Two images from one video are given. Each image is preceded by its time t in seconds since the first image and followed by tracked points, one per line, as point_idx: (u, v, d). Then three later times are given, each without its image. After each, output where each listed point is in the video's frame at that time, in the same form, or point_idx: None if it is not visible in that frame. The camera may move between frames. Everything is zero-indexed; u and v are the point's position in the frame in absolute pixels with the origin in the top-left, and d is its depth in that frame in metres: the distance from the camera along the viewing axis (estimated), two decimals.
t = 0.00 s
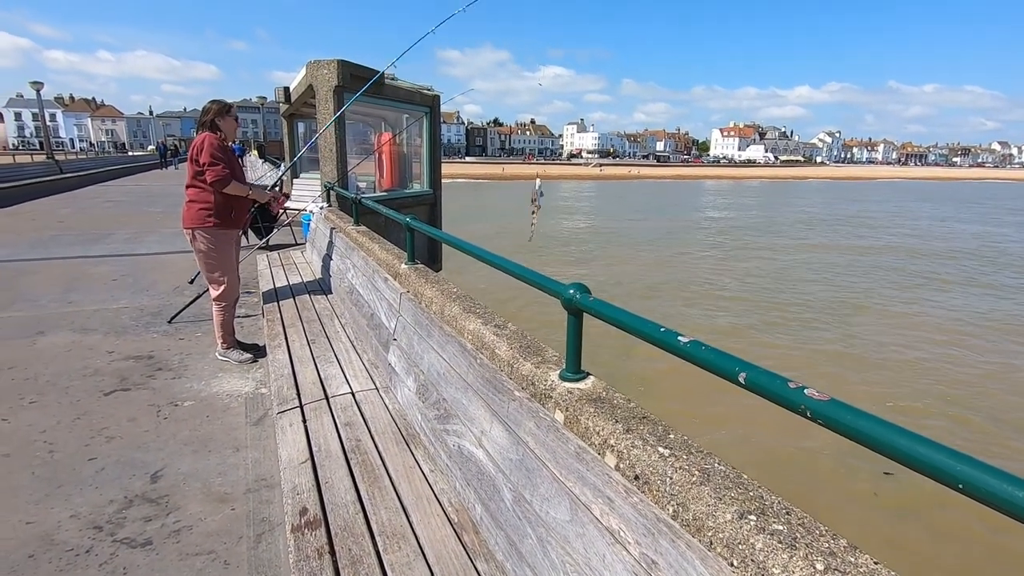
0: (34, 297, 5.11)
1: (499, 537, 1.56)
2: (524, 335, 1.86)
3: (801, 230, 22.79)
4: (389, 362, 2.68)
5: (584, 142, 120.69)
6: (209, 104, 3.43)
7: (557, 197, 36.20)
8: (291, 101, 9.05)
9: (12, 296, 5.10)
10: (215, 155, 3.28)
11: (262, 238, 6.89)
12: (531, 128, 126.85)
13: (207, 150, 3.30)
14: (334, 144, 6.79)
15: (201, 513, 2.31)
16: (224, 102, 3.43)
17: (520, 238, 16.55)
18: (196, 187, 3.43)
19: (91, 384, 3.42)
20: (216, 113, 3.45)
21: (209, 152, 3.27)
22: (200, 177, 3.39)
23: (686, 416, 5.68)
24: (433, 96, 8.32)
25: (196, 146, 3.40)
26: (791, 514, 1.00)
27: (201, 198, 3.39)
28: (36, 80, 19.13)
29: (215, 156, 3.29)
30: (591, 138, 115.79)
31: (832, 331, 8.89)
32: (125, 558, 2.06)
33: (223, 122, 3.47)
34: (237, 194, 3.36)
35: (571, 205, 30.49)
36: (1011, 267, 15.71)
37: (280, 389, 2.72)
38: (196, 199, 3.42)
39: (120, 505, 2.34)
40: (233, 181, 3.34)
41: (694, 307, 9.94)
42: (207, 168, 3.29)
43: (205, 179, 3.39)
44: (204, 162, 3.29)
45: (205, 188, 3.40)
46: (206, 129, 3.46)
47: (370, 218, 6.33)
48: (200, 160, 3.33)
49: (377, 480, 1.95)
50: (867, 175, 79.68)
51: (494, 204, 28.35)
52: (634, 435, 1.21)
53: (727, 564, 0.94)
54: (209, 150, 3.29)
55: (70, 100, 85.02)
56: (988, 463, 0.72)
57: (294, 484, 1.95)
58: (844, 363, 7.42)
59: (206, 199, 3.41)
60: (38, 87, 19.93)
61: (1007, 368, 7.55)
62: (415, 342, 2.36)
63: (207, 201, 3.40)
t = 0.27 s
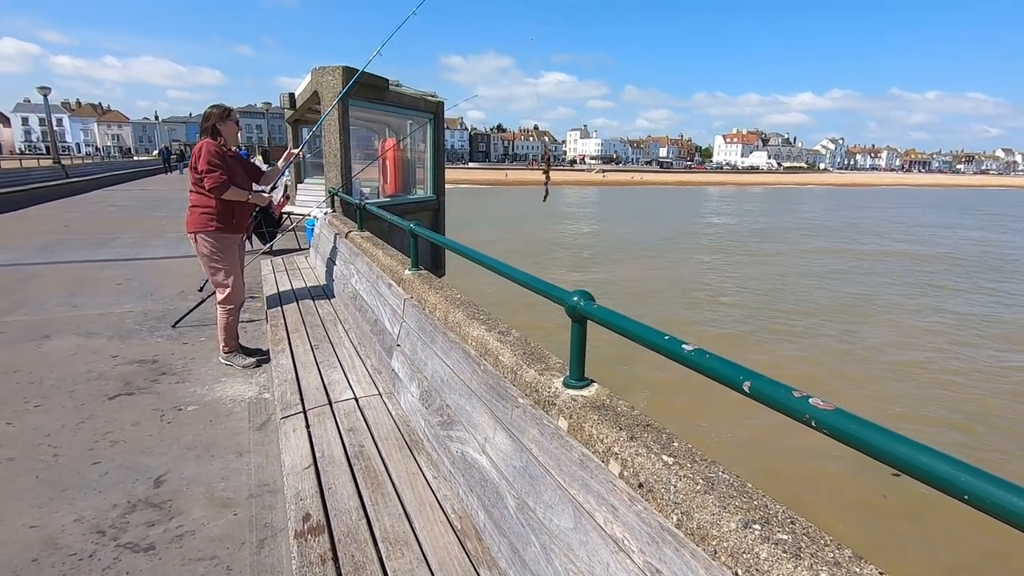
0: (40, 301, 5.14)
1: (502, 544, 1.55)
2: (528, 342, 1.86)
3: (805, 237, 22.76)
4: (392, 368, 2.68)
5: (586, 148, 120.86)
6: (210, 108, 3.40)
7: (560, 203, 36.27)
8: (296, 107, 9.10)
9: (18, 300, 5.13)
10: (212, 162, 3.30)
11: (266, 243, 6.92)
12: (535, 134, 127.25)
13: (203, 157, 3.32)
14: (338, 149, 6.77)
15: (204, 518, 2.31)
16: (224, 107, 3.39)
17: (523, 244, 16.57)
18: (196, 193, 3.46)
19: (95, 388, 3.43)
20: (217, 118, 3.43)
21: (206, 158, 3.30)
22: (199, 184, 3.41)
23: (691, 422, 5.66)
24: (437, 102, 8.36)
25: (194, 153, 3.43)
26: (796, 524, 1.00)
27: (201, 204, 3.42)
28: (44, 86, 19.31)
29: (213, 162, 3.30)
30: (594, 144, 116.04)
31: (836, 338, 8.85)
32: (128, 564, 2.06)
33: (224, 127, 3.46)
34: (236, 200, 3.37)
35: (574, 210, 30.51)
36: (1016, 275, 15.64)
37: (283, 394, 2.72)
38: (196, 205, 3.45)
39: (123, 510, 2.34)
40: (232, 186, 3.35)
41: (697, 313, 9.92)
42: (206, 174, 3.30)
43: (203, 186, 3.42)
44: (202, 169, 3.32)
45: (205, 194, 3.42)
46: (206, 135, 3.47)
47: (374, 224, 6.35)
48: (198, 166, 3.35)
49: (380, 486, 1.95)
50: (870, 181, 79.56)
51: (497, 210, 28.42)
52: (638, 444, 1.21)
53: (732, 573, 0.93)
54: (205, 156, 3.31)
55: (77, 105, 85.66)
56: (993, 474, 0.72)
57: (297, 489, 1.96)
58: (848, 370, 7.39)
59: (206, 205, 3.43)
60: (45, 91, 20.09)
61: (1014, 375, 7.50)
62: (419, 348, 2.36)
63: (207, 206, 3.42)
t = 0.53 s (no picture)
0: (44, 305, 5.16)
1: (505, 551, 1.55)
2: (531, 348, 1.86)
3: (809, 243, 22.72)
4: (395, 374, 2.68)
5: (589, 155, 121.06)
6: (210, 113, 3.35)
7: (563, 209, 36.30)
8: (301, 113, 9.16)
9: (23, 303, 5.15)
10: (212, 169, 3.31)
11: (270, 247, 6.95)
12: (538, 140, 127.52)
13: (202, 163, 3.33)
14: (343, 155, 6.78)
15: (206, 523, 2.31)
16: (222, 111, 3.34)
17: (525, 249, 16.58)
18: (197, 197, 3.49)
19: (99, 392, 3.44)
20: (217, 123, 3.38)
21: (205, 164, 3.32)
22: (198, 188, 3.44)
23: (696, 429, 5.64)
24: (441, 108, 8.40)
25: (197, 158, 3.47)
26: (800, 533, 1.00)
27: (198, 207, 3.43)
28: (50, 92, 19.46)
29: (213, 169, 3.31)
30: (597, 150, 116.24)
31: (839, 345, 8.82)
32: (130, 568, 2.06)
33: (223, 131, 3.42)
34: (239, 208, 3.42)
35: (576, 216, 30.55)
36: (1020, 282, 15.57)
37: (286, 399, 2.72)
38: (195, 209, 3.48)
39: (126, 514, 2.34)
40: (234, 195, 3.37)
41: (701, 319, 9.90)
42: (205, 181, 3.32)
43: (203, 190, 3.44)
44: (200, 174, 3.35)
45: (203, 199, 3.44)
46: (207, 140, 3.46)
47: (378, 229, 6.38)
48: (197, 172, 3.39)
49: (382, 493, 1.95)
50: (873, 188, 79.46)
51: (500, 215, 28.46)
52: (642, 451, 1.21)
53: None
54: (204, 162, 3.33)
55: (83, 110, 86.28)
56: (998, 485, 0.72)
57: (300, 495, 1.96)
58: (853, 376, 7.35)
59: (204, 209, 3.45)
60: (52, 96, 20.24)
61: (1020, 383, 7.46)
62: (422, 354, 2.36)
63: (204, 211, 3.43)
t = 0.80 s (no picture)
0: (49, 308, 5.18)
1: (506, 557, 1.55)
2: (533, 354, 1.86)
3: (812, 249, 22.69)
4: (397, 379, 2.69)
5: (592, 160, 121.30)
6: (212, 117, 3.37)
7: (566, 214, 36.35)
8: (305, 118, 9.21)
9: (28, 307, 5.17)
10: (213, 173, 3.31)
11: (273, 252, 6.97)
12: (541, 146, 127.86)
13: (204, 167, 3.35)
14: (346, 160, 6.82)
15: (207, 528, 2.31)
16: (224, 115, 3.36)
17: (528, 255, 16.60)
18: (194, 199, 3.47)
19: (103, 396, 3.45)
20: (219, 127, 3.40)
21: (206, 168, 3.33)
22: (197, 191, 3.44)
23: (701, 435, 5.63)
24: (444, 114, 8.44)
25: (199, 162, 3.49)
26: (803, 542, 1.00)
27: (193, 211, 3.39)
28: (57, 97, 19.61)
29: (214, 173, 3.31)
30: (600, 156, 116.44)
31: (842, 351, 8.78)
32: (131, 573, 2.06)
33: (226, 135, 3.44)
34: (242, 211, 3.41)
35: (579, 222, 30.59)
36: None
37: (288, 404, 2.73)
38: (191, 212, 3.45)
39: (128, 518, 2.34)
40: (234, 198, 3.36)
41: (703, 324, 9.88)
42: (205, 184, 3.32)
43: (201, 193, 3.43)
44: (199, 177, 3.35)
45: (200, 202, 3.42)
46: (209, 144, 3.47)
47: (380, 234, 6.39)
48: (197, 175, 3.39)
49: (384, 498, 1.95)
50: (876, 194, 79.41)
51: (503, 221, 28.49)
52: (644, 458, 1.21)
53: None
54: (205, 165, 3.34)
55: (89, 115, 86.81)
56: (1001, 494, 0.72)
57: (301, 500, 1.96)
58: (857, 382, 7.32)
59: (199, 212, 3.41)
60: (59, 100, 20.38)
61: None
62: (424, 359, 2.37)
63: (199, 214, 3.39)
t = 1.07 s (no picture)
0: (51, 312, 5.19)
1: (507, 564, 1.54)
2: (536, 360, 1.86)
3: (814, 255, 22.65)
4: (399, 384, 2.69)
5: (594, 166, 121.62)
6: (204, 122, 3.37)
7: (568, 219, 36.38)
8: (308, 123, 9.24)
9: (31, 310, 5.18)
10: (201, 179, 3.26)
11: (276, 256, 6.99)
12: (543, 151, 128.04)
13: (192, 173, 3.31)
14: (348, 165, 6.85)
15: (208, 532, 2.31)
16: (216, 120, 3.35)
17: (529, 260, 16.61)
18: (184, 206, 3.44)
19: (104, 399, 3.46)
20: (211, 131, 3.39)
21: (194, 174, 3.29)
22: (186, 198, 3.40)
23: (704, 441, 5.61)
24: (447, 119, 8.47)
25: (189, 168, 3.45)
26: (805, 550, 0.99)
27: (183, 220, 3.34)
28: (62, 101, 19.81)
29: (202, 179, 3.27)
30: (602, 162, 116.69)
31: (845, 356, 8.76)
32: None
33: (217, 140, 3.43)
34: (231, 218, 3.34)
35: (581, 227, 30.60)
36: None
37: (290, 408, 2.73)
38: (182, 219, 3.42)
39: (129, 522, 2.34)
40: (223, 204, 3.31)
41: (706, 330, 9.86)
42: (193, 192, 3.28)
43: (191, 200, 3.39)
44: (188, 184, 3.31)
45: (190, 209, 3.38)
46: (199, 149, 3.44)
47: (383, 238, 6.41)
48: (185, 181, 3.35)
49: (385, 504, 1.95)
50: (878, 201, 79.39)
51: (505, 225, 28.53)
52: (646, 466, 1.21)
53: None
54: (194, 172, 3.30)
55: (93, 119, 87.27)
56: (1004, 504, 0.72)
57: (303, 505, 1.96)
58: (860, 388, 7.29)
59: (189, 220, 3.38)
60: (63, 104, 20.50)
61: None
62: (426, 364, 2.37)
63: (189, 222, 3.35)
